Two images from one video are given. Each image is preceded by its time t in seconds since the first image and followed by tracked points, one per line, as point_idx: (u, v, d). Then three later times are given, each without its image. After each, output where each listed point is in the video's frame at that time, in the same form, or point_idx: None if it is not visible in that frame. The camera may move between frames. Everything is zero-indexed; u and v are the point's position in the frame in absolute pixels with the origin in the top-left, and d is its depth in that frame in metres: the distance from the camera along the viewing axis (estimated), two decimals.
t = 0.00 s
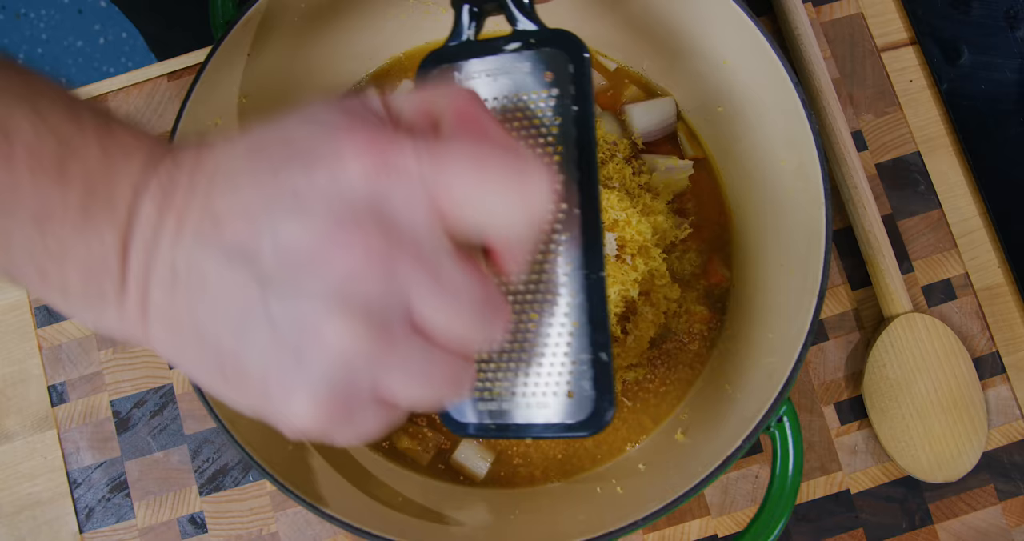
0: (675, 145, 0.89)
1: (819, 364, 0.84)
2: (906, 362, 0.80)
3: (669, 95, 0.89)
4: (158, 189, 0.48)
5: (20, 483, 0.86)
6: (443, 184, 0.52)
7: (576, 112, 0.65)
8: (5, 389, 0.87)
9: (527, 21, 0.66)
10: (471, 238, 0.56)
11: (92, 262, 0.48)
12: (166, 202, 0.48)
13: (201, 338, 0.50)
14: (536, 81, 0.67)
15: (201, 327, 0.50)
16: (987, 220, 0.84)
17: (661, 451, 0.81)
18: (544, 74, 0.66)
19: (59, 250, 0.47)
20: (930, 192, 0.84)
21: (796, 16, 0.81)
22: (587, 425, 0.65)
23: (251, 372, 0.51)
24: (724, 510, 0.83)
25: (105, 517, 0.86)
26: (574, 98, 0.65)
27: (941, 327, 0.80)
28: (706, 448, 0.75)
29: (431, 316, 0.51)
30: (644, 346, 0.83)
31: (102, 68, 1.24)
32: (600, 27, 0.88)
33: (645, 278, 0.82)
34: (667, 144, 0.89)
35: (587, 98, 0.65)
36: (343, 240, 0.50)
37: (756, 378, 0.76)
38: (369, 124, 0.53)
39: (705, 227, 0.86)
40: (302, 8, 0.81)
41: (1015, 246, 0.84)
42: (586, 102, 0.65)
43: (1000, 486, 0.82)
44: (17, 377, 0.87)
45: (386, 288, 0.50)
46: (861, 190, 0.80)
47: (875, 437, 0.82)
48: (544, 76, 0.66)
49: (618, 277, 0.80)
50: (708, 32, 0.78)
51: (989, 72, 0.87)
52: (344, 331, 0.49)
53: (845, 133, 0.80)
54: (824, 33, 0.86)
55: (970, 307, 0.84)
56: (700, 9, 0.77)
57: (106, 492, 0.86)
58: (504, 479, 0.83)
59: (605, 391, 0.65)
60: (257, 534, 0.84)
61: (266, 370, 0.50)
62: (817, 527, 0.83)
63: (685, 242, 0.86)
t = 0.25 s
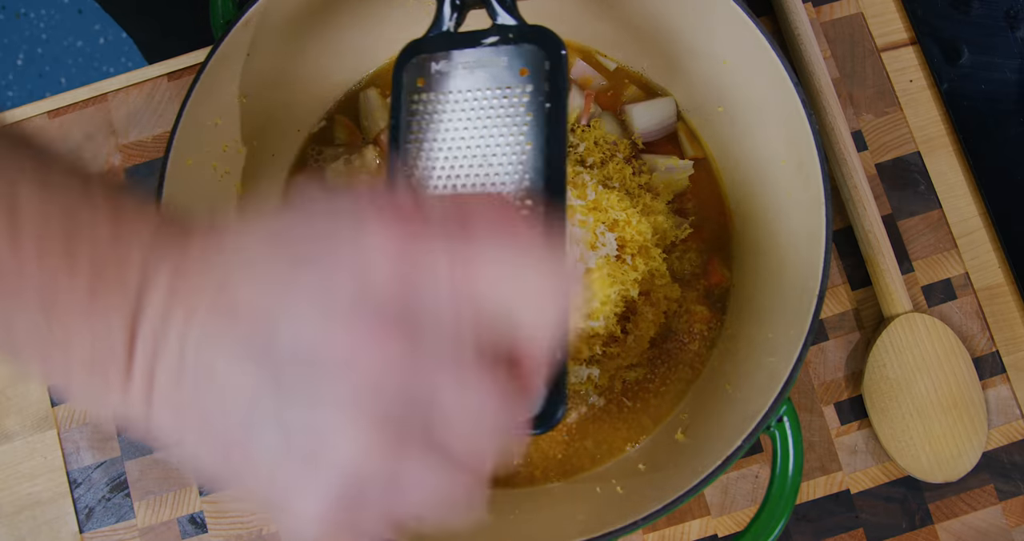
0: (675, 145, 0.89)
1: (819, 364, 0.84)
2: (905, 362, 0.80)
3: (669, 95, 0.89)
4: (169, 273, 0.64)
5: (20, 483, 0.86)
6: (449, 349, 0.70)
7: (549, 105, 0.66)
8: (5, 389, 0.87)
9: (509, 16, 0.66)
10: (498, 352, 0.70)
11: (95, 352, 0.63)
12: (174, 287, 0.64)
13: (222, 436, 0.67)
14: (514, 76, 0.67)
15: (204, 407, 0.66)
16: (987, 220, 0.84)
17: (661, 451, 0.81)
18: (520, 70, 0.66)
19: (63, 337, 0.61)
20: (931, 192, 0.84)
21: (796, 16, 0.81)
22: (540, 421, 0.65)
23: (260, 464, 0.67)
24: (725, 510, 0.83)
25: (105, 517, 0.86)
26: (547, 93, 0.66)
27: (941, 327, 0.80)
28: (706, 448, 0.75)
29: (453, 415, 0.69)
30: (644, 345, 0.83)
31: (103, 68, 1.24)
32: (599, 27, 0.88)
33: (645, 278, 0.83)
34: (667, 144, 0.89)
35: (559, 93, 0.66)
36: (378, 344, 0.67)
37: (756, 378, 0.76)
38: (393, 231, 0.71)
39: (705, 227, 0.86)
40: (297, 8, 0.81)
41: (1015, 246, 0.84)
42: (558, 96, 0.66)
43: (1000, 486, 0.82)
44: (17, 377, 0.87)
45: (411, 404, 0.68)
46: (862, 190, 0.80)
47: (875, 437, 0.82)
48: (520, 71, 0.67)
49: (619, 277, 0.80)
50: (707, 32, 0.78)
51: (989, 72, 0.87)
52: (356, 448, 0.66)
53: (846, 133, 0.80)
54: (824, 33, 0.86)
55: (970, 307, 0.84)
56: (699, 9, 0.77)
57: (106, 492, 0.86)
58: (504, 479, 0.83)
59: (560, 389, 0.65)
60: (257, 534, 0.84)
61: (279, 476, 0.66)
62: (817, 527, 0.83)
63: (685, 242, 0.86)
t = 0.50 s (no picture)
0: (675, 145, 0.89)
1: (819, 364, 0.84)
2: (905, 362, 0.80)
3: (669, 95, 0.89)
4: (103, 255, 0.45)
5: (20, 483, 0.86)
6: (491, 287, 0.46)
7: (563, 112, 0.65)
8: (5, 389, 0.87)
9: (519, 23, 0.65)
10: (505, 343, 0.48)
11: (128, 344, 0.44)
12: (203, 288, 0.44)
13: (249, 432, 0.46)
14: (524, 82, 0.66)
15: (232, 403, 0.45)
16: (987, 219, 0.84)
17: (661, 452, 0.81)
18: (532, 77, 0.66)
19: (93, 329, 0.43)
20: (930, 192, 0.84)
21: (796, 16, 0.81)
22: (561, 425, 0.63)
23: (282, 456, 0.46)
24: (725, 511, 0.83)
25: (105, 517, 0.86)
26: (560, 99, 0.65)
27: (941, 327, 0.80)
28: (705, 448, 0.75)
29: (468, 416, 0.46)
30: (644, 345, 0.83)
31: (103, 68, 1.24)
32: (599, 28, 0.88)
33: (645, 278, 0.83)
34: (667, 144, 0.89)
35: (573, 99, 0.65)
36: (389, 344, 0.44)
37: (756, 378, 0.76)
38: (421, 218, 0.47)
39: (705, 227, 0.86)
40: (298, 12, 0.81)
41: (1014, 245, 0.84)
42: (572, 102, 0.65)
43: (1000, 486, 0.82)
44: (17, 376, 0.87)
45: (423, 390, 0.45)
46: (862, 190, 0.80)
47: (875, 437, 0.82)
48: (532, 78, 0.66)
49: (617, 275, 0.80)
50: (707, 32, 0.78)
51: (989, 72, 0.87)
52: (384, 435, 0.44)
53: (845, 133, 0.80)
54: (824, 33, 0.86)
55: (970, 307, 0.84)
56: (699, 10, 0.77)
57: (106, 492, 0.86)
58: (504, 479, 0.83)
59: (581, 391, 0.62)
60: (257, 535, 0.84)
61: (298, 467, 0.45)
62: (817, 527, 0.83)
63: (685, 242, 0.86)
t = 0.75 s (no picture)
0: (675, 144, 0.88)
1: (819, 364, 0.84)
2: (906, 362, 0.80)
3: (670, 95, 0.89)
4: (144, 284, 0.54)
5: (20, 483, 0.86)
6: (490, 292, 0.55)
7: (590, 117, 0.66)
8: (5, 389, 0.87)
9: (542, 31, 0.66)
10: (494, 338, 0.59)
11: (139, 322, 0.55)
12: (211, 271, 0.54)
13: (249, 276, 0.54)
14: (549, 89, 0.67)
15: (239, 385, 0.55)
16: (987, 220, 0.84)
17: (661, 452, 0.81)
18: (557, 83, 0.67)
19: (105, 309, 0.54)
20: (930, 192, 0.84)
21: (797, 16, 0.81)
22: (608, 423, 0.66)
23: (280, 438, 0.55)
24: (725, 511, 0.83)
25: (105, 517, 0.86)
26: (587, 104, 0.66)
27: (941, 327, 0.80)
28: (705, 449, 0.75)
29: (457, 407, 0.57)
30: (644, 346, 0.83)
31: (102, 67, 1.21)
32: (601, 29, 0.88)
33: (645, 278, 0.82)
34: (667, 144, 0.89)
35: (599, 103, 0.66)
36: (392, 341, 0.53)
37: (756, 378, 0.76)
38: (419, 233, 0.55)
39: (705, 227, 0.86)
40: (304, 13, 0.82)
41: (1015, 246, 0.84)
42: (599, 108, 0.66)
43: (1000, 486, 0.82)
44: (17, 377, 0.87)
45: (423, 383, 0.54)
46: (862, 190, 0.80)
47: (875, 437, 0.82)
48: (557, 84, 0.67)
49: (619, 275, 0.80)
50: (708, 32, 0.78)
51: (989, 72, 0.87)
52: (380, 423, 0.54)
53: (846, 133, 0.80)
54: (824, 33, 0.86)
55: (970, 307, 0.84)
56: (700, 11, 0.77)
57: (106, 492, 0.86)
58: (504, 479, 0.83)
59: (626, 391, 0.65)
60: (257, 535, 0.84)
61: (298, 443, 0.55)
62: (817, 527, 0.83)
63: (685, 242, 0.85)
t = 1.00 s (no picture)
0: (675, 144, 0.88)
1: (819, 364, 0.84)
2: (906, 362, 0.80)
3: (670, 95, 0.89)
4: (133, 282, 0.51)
5: (21, 483, 0.86)
6: (482, 351, 0.53)
7: (596, 119, 0.68)
8: (5, 389, 0.87)
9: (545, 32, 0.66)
10: (477, 397, 0.56)
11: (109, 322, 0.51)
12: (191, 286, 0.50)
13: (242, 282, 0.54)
14: (551, 90, 0.68)
15: (208, 408, 0.52)
16: (987, 220, 0.84)
17: (661, 451, 0.81)
18: (561, 83, 0.67)
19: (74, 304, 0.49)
20: (930, 192, 0.84)
21: (797, 16, 0.81)
22: (614, 430, 0.66)
23: (247, 467, 0.52)
24: (725, 511, 0.83)
25: (105, 517, 0.86)
26: (592, 105, 0.68)
27: (941, 327, 0.80)
28: (705, 449, 0.75)
29: (433, 461, 0.55)
30: (644, 346, 0.83)
31: (103, 68, 1.24)
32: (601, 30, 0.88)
33: (645, 278, 0.82)
34: (666, 143, 0.89)
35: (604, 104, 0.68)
36: (372, 386, 0.51)
37: (756, 378, 0.76)
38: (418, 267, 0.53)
39: (705, 227, 0.86)
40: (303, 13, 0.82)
41: (1015, 246, 0.84)
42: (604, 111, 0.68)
43: (1000, 486, 0.82)
44: (17, 377, 0.87)
45: (399, 440, 0.53)
46: (862, 190, 0.80)
47: (875, 437, 0.82)
48: (562, 83, 0.68)
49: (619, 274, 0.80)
50: (708, 33, 0.79)
51: (989, 72, 0.87)
52: (346, 472, 0.52)
53: (846, 133, 0.80)
54: (824, 33, 0.86)
55: (970, 307, 0.84)
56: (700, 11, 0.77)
57: (106, 492, 0.86)
58: (504, 479, 0.83)
59: (635, 394, 0.67)
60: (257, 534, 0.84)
61: (258, 476, 0.52)
62: (817, 527, 0.83)
63: (685, 242, 0.85)
